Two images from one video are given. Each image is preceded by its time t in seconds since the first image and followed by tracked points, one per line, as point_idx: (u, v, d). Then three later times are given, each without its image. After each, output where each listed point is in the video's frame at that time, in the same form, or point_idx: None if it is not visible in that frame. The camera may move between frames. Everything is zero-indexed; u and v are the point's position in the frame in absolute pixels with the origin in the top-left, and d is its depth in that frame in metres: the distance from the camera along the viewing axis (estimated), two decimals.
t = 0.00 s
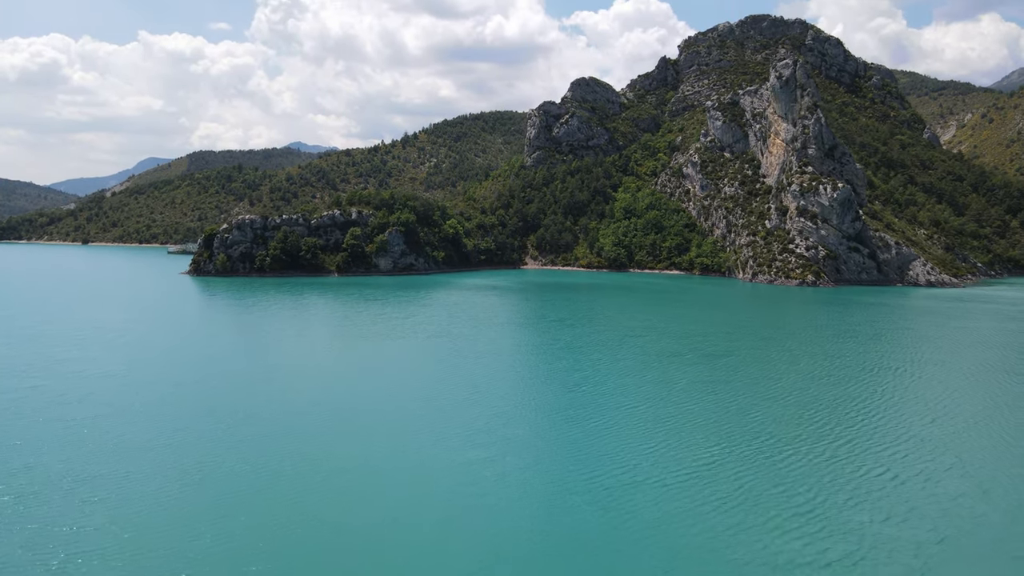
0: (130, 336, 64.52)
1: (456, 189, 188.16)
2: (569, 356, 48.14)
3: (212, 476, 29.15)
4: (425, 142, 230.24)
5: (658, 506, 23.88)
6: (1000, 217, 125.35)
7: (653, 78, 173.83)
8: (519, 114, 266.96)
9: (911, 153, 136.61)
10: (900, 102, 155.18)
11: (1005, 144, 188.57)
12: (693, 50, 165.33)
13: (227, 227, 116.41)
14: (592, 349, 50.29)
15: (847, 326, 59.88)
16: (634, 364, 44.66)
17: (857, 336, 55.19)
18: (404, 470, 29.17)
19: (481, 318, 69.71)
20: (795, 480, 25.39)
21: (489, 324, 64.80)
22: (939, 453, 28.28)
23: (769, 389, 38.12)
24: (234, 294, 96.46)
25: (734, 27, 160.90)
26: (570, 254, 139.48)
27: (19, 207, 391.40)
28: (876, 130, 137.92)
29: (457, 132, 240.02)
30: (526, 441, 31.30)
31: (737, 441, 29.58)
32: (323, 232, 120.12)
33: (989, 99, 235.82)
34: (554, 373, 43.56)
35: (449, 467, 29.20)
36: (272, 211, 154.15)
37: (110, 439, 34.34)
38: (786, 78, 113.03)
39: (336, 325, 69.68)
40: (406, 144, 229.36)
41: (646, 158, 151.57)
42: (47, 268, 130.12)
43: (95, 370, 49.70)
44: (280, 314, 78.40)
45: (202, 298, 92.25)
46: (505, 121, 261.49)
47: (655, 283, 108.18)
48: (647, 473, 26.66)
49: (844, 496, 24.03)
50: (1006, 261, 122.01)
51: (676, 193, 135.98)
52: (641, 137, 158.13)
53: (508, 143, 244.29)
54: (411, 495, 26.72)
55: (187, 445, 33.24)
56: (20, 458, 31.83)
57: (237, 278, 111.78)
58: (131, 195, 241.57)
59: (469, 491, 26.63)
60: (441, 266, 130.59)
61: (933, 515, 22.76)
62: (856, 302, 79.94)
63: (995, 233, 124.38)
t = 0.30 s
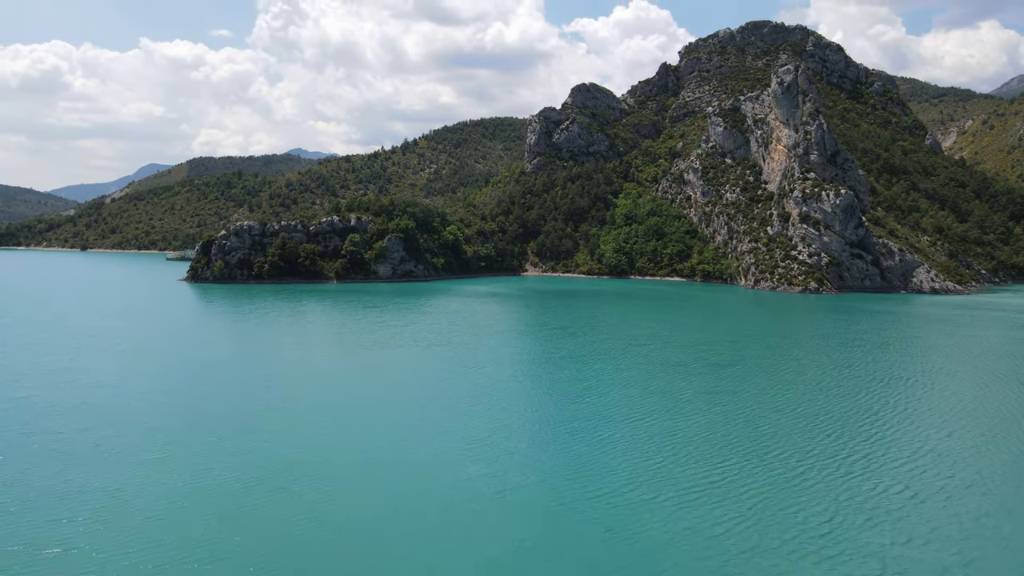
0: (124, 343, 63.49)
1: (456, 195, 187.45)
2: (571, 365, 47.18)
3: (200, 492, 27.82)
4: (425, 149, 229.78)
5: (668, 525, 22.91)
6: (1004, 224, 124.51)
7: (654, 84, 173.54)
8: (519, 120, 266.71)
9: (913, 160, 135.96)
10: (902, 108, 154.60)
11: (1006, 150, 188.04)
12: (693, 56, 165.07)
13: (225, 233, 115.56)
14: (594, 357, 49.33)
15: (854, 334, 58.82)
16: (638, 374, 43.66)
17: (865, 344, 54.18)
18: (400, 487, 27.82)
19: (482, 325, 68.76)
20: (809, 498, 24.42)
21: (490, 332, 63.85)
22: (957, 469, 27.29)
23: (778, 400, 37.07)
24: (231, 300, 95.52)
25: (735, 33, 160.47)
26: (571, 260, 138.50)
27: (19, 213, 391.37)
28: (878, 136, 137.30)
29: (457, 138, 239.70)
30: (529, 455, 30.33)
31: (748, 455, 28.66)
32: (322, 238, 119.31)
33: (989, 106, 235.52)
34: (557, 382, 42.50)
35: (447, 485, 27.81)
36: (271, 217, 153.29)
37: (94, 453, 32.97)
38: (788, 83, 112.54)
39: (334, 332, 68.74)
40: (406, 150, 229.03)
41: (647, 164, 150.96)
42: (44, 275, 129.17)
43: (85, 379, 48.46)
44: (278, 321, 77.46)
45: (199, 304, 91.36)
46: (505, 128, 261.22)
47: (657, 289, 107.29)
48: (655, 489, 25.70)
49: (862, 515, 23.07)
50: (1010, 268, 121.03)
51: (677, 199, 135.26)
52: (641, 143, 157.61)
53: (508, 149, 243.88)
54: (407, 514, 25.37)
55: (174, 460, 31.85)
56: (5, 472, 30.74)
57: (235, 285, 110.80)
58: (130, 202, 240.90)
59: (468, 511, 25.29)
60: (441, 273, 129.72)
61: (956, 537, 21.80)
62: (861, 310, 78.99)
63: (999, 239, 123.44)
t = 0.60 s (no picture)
0: (118, 352, 62.45)
1: (456, 201, 186.82)
2: (573, 374, 46.14)
3: (188, 515, 26.49)
4: (425, 155, 229.32)
5: (679, 547, 21.92)
6: (1007, 230, 123.67)
7: (655, 90, 173.25)
8: (519, 126, 266.47)
9: (916, 166, 135.29)
10: (903, 114, 153.99)
11: (1008, 156, 187.53)
12: (694, 62, 164.76)
13: (223, 239, 114.65)
14: (597, 366, 48.29)
15: (860, 343, 57.76)
16: (642, 384, 42.66)
17: (872, 353, 53.20)
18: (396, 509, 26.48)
19: (482, 333, 67.72)
20: (824, 515, 23.48)
21: (490, 340, 62.82)
22: (974, 485, 26.38)
23: (786, 411, 36.10)
24: (229, 307, 94.56)
25: (735, 39, 160.10)
26: (571, 267, 137.45)
27: (19, 220, 391.19)
28: (880, 142, 136.66)
29: (458, 144, 239.33)
30: (532, 470, 29.35)
31: (755, 470, 27.71)
32: (320, 244, 118.48)
33: (990, 113, 235.14)
34: (559, 393, 41.52)
35: (447, 506, 26.53)
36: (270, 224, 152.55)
37: (80, 471, 31.74)
38: (789, 89, 112.07)
39: (332, 340, 67.68)
40: (406, 156, 228.64)
41: (648, 170, 150.38)
42: (41, 281, 128.23)
43: (75, 390, 47.32)
44: (275, 328, 76.43)
45: (196, 311, 90.36)
46: (505, 134, 260.90)
47: (658, 296, 106.34)
48: (664, 507, 24.73)
49: (880, 535, 22.12)
50: (1015, 274, 120.02)
51: (679, 206, 134.53)
52: (642, 150, 157.13)
53: (508, 155, 243.44)
54: (405, 539, 23.97)
55: (163, 479, 30.56)
56: None
57: (233, 292, 109.93)
58: (129, 208, 240.17)
59: (469, 535, 23.99)
60: (441, 279, 128.75)
61: (979, 560, 20.89)
62: (866, 317, 77.99)
63: (1003, 245, 122.49)
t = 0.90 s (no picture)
0: (111, 360, 61.31)
1: (456, 207, 186.09)
2: (576, 383, 45.11)
3: (176, 534, 25.26)
4: (425, 161, 228.82)
5: (692, 569, 20.87)
6: (1011, 236, 122.80)
7: (655, 97, 172.86)
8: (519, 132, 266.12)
9: (918, 172, 134.58)
10: (905, 120, 153.39)
11: (1009, 163, 186.97)
12: (695, 68, 164.49)
13: (221, 246, 113.77)
14: (599, 375, 47.30)
15: (867, 351, 56.62)
16: (644, 393, 41.60)
17: (880, 361, 52.09)
18: (393, 528, 25.19)
19: (481, 341, 66.75)
20: (841, 535, 22.48)
21: (489, 348, 61.82)
22: (996, 502, 25.36)
23: (795, 422, 35.07)
24: (227, 314, 93.62)
25: (736, 45, 159.67)
26: (572, 273, 136.38)
27: (20, 225, 391.29)
28: (882, 147, 136.03)
29: (457, 150, 238.86)
30: (534, 485, 28.28)
31: (767, 486, 26.62)
32: (319, 251, 117.61)
33: (990, 119, 234.80)
34: (560, 402, 40.52)
35: (449, 519, 25.71)
36: (269, 230, 151.84)
37: (71, 484, 30.80)
38: (791, 95, 111.48)
39: (332, 348, 66.68)
40: (406, 162, 228.15)
41: (649, 176, 149.79)
42: (38, 288, 127.22)
43: (66, 399, 46.16)
44: (272, 336, 75.36)
45: (194, 318, 89.46)
46: (505, 140, 260.61)
47: (660, 303, 105.37)
48: (674, 525, 23.68)
49: (903, 558, 21.07)
50: (1019, 281, 119.05)
51: (680, 212, 133.77)
52: (643, 156, 156.64)
53: (508, 161, 242.95)
54: (402, 561, 22.68)
55: (151, 495, 29.28)
56: None
57: (231, 299, 108.92)
58: (128, 213, 239.35)
59: (471, 553, 23.03)
60: (440, 286, 127.76)
61: None
62: (871, 325, 76.96)
63: (1006, 252, 121.61)
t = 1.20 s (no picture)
0: (105, 367, 60.26)
1: (456, 213, 185.44)
2: (578, 392, 44.13)
3: (168, 548, 24.33)
4: (425, 167, 228.37)
5: None
6: (1015, 243, 121.93)
7: (656, 103, 172.48)
8: (519, 139, 265.87)
9: (920, 178, 133.85)
10: (906, 126, 152.89)
11: (1010, 169, 186.53)
12: (695, 74, 164.14)
13: (219, 252, 112.89)
14: (602, 383, 46.35)
15: (874, 359, 55.62)
16: (648, 403, 40.58)
17: (887, 370, 51.05)
18: (392, 542, 24.28)
19: (481, 349, 65.78)
20: (860, 557, 21.49)
21: (489, 356, 60.88)
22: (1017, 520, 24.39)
23: (803, 434, 34.09)
24: (225, 320, 92.65)
25: (737, 51, 159.32)
26: (573, 279, 135.54)
27: (19, 231, 391.04)
28: (883, 153, 135.36)
29: (457, 157, 238.48)
30: (538, 500, 27.28)
31: (780, 502, 25.64)
32: (318, 257, 116.77)
33: (991, 126, 234.55)
34: (562, 412, 39.53)
35: (450, 534, 24.77)
36: (268, 236, 151.03)
37: (60, 494, 29.84)
38: (793, 100, 110.73)
39: (329, 355, 65.74)
40: (406, 168, 227.70)
41: (649, 182, 149.17)
42: (34, 294, 126.20)
43: (58, 407, 45.14)
44: (269, 343, 74.41)
45: (191, 325, 88.53)
46: (505, 146, 260.38)
47: (662, 310, 104.50)
48: (684, 545, 22.71)
49: None
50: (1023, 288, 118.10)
51: (681, 218, 133.00)
52: (643, 162, 156.15)
53: (508, 167, 242.54)
54: None
55: (139, 508, 27.88)
56: None
57: (228, 305, 108.02)
58: (127, 219, 238.58)
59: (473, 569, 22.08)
60: (440, 292, 126.77)
61: None
62: (875, 332, 76.00)
63: (1010, 258, 120.75)
